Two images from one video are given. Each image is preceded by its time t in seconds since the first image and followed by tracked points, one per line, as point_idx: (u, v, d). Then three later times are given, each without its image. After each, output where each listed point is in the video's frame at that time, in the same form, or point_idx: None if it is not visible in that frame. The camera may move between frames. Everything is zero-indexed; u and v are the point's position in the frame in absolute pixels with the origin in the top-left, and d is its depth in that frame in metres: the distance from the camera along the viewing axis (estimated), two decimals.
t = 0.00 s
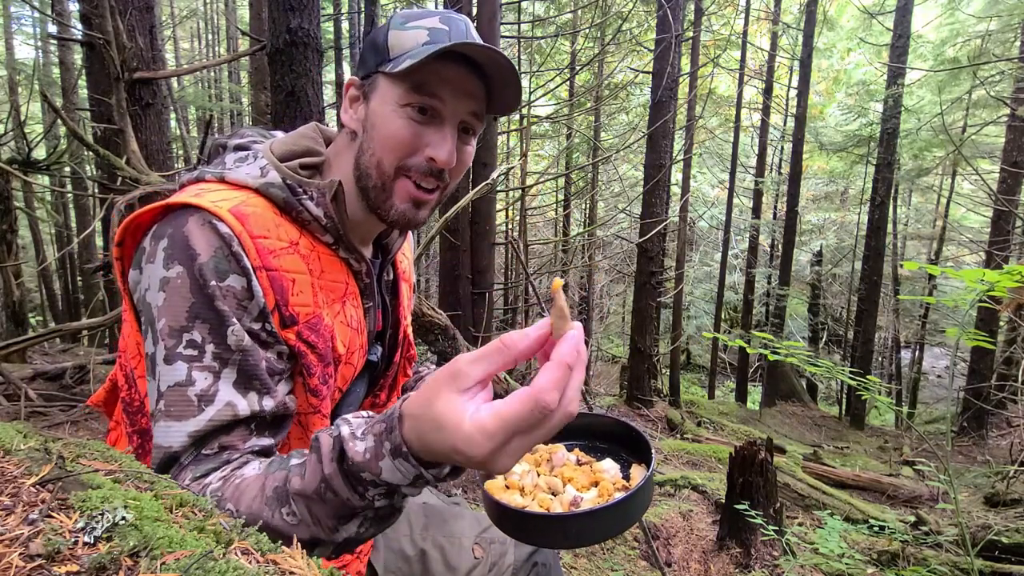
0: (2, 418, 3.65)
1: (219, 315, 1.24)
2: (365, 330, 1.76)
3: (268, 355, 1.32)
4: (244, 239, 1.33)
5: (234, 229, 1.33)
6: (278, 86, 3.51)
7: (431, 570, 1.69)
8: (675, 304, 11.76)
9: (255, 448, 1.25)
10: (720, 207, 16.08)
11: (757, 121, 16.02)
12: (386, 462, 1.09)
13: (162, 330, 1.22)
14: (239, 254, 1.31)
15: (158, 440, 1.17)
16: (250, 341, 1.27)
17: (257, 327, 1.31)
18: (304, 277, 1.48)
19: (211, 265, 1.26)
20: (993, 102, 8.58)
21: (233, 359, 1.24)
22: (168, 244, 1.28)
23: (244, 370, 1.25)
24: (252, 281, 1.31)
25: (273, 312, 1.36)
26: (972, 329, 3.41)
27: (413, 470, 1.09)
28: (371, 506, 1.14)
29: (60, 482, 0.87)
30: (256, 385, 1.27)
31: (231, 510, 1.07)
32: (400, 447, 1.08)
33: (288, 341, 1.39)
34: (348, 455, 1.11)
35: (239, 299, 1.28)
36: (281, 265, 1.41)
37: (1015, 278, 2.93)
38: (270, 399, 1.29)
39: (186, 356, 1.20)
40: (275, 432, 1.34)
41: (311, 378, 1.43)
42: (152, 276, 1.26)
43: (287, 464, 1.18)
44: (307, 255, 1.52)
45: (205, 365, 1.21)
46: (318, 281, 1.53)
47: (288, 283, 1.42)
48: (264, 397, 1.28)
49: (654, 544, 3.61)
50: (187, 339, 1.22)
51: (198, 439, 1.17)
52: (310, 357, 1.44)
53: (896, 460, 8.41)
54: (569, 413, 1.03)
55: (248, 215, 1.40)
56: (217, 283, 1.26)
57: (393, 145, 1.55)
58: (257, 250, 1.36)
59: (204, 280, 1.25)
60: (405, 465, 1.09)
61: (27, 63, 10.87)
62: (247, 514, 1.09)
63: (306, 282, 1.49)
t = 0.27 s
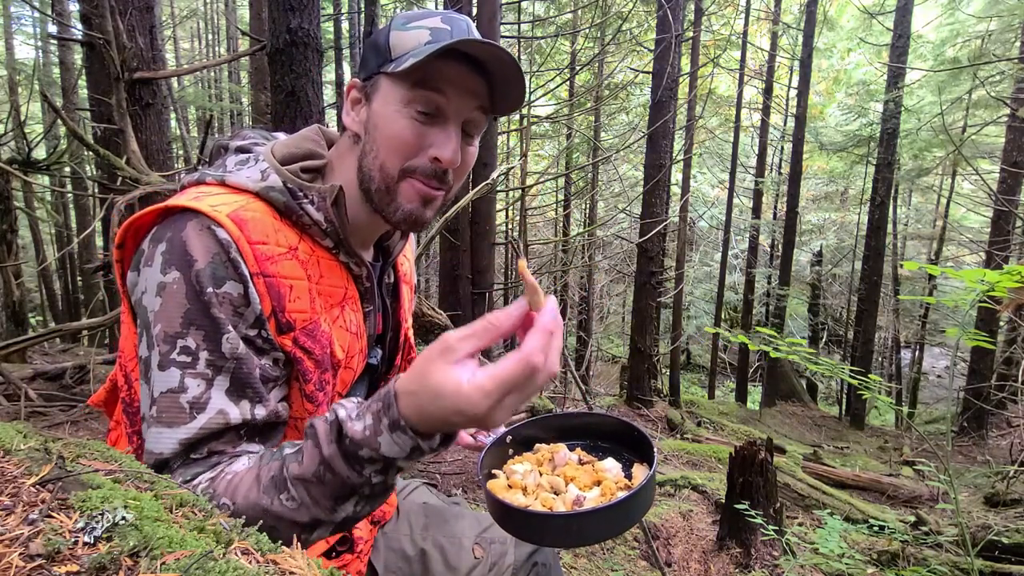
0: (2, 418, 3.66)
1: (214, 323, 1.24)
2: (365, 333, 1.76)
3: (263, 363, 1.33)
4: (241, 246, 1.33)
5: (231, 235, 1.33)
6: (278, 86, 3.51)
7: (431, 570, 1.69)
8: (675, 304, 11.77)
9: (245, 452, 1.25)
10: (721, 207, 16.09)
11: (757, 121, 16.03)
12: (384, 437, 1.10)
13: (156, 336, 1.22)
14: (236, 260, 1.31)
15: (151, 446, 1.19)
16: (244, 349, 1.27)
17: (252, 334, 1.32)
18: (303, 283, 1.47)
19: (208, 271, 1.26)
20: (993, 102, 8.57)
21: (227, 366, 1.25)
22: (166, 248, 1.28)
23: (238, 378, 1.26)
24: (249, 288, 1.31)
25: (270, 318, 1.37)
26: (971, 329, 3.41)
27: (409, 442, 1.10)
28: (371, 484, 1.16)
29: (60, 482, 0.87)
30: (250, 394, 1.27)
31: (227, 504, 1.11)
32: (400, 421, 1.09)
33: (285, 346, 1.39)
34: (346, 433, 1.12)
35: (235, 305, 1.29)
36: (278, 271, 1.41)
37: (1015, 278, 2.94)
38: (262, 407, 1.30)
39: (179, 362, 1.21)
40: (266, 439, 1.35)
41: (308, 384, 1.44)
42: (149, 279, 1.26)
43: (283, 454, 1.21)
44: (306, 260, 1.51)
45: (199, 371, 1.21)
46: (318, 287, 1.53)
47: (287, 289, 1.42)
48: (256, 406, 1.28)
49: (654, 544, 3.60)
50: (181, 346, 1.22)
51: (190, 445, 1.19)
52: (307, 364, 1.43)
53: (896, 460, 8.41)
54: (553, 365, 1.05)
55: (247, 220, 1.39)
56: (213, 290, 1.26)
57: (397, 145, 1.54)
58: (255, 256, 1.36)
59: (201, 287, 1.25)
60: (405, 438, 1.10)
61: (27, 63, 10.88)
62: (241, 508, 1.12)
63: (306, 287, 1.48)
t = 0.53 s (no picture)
0: (2, 417, 3.66)
1: (220, 329, 1.24)
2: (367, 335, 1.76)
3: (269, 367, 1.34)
4: (243, 252, 1.33)
5: (234, 241, 1.32)
6: (278, 86, 3.52)
7: (431, 570, 1.69)
8: (675, 304, 11.77)
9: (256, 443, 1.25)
10: (721, 207, 16.09)
11: (757, 121, 16.03)
12: (381, 356, 1.14)
13: (160, 342, 1.21)
14: (240, 266, 1.31)
15: (164, 452, 1.18)
16: (251, 354, 1.28)
17: (256, 340, 1.32)
18: (305, 289, 1.47)
19: (212, 278, 1.26)
20: (993, 102, 8.57)
21: (235, 372, 1.25)
22: (167, 253, 1.27)
23: (247, 384, 1.27)
24: (253, 295, 1.32)
25: (272, 325, 1.37)
26: (971, 329, 3.41)
27: (405, 354, 1.16)
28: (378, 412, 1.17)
29: (60, 482, 0.87)
30: (259, 398, 1.28)
31: (248, 474, 1.14)
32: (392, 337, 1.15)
33: (287, 353, 1.40)
34: (343, 363, 1.14)
35: (240, 311, 1.29)
36: (281, 277, 1.41)
37: (1016, 278, 2.94)
38: (273, 409, 1.30)
39: (187, 369, 1.21)
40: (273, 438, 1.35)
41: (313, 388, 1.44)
42: (150, 286, 1.25)
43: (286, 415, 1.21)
44: (308, 265, 1.51)
45: (208, 378, 1.22)
46: (320, 292, 1.53)
47: (289, 295, 1.42)
48: (267, 409, 1.29)
49: (654, 544, 3.61)
50: (188, 352, 1.22)
51: (202, 451, 1.19)
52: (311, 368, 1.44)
53: (896, 460, 8.41)
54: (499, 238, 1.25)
55: (248, 226, 1.39)
56: (217, 296, 1.26)
57: (401, 137, 1.53)
58: (257, 263, 1.36)
59: (205, 293, 1.24)
60: (399, 352, 1.15)
61: (27, 63, 10.87)
62: (263, 477, 1.14)
63: (307, 292, 1.48)
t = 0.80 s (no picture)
0: (3, 417, 3.66)
1: (227, 324, 1.24)
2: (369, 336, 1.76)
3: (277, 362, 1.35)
4: (249, 250, 1.33)
5: (239, 237, 1.32)
6: (278, 86, 3.52)
7: (431, 570, 1.70)
8: (675, 304, 11.77)
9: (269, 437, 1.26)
10: (721, 207, 16.09)
11: (758, 121, 16.03)
12: (387, 327, 1.20)
13: (167, 338, 1.20)
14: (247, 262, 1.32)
15: (176, 448, 1.17)
16: (260, 350, 1.29)
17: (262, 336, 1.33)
18: (311, 287, 1.48)
19: (218, 274, 1.26)
20: (993, 102, 8.57)
21: (244, 367, 1.26)
22: (171, 251, 1.27)
23: (256, 379, 1.27)
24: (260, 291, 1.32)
25: (277, 323, 1.38)
26: (972, 329, 3.40)
27: (411, 324, 1.23)
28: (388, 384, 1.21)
29: (60, 482, 0.87)
30: (270, 391, 1.30)
31: (266, 458, 1.15)
32: (395, 310, 1.23)
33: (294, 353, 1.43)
34: (351, 338, 1.18)
35: (247, 307, 1.30)
36: (287, 275, 1.42)
37: (1016, 278, 2.94)
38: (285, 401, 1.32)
39: (197, 364, 1.20)
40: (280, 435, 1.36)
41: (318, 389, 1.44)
42: (155, 283, 1.24)
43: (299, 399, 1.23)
44: (313, 264, 1.52)
45: (217, 373, 1.22)
46: (324, 292, 1.53)
47: (294, 295, 1.42)
48: (279, 400, 1.31)
49: (654, 544, 3.61)
50: (196, 349, 1.22)
51: (219, 444, 1.19)
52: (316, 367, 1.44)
53: (897, 460, 8.42)
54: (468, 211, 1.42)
55: (253, 224, 1.39)
56: (225, 292, 1.26)
57: (405, 138, 1.53)
58: (262, 260, 1.36)
59: (212, 289, 1.24)
60: (404, 325, 1.22)
61: (27, 63, 10.86)
62: (282, 460, 1.16)
63: (312, 291, 1.49)
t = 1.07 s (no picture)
0: (2, 417, 3.66)
1: (229, 329, 1.24)
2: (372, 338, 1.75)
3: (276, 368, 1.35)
4: (254, 252, 1.33)
5: (244, 240, 1.32)
6: (278, 86, 3.52)
7: (431, 570, 1.70)
8: (675, 304, 11.78)
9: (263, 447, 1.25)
10: (721, 207, 16.10)
11: (758, 121, 16.04)
12: (388, 364, 1.13)
13: (169, 342, 1.21)
14: (250, 266, 1.31)
15: (171, 455, 1.18)
16: (259, 356, 1.28)
17: (264, 339, 1.33)
18: (314, 289, 1.48)
19: (222, 278, 1.26)
20: (993, 102, 8.58)
21: (243, 372, 1.26)
22: (176, 253, 1.27)
23: (255, 384, 1.27)
24: (262, 295, 1.32)
25: (280, 325, 1.37)
26: (971, 329, 3.40)
27: (413, 362, 1.14)
28: (385, 420, 1.16)
29: (60, 482, 0.87)
30: (267, 398, 1.29)
31: (253, 478, 1.14)
32: (399, 346, 1.14)
33: (294, 355, 1.40)
34: (351, 370, 1.13)
35: (249, 312, 1.29)
36: (291, 277, 1.41)
37: (1015, 278, 2.94)
38: (281, 410, 1.31)
39: (195, 369, 1.21)
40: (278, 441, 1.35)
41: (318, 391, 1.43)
42: (159, 285, 1.25)
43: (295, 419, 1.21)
44: (316, 266, 1.51)
45: (216, 379, 1.22)
46: (327, 293, 1.53)
47: (298, 296, 1.42)
48: (275, 408, 1.30)
49: (654, 544, 3.61)
50: (197, 353, 1.22)
51: (210, 453, 1.19)
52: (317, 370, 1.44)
53: (897, 460, 8.42)
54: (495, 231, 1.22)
55: (258, 226, 1.39)
56: (227, 296, 1.26)
57: (417, 135, 1.52)
58: (266, 262, 1.36)
59: (215, 293, 1.24)
60: (406, 361, 1.14)
61: (26, 63, 10.86)
62: (269, 482, 1.14)
63: (315, 293, 1.48)
